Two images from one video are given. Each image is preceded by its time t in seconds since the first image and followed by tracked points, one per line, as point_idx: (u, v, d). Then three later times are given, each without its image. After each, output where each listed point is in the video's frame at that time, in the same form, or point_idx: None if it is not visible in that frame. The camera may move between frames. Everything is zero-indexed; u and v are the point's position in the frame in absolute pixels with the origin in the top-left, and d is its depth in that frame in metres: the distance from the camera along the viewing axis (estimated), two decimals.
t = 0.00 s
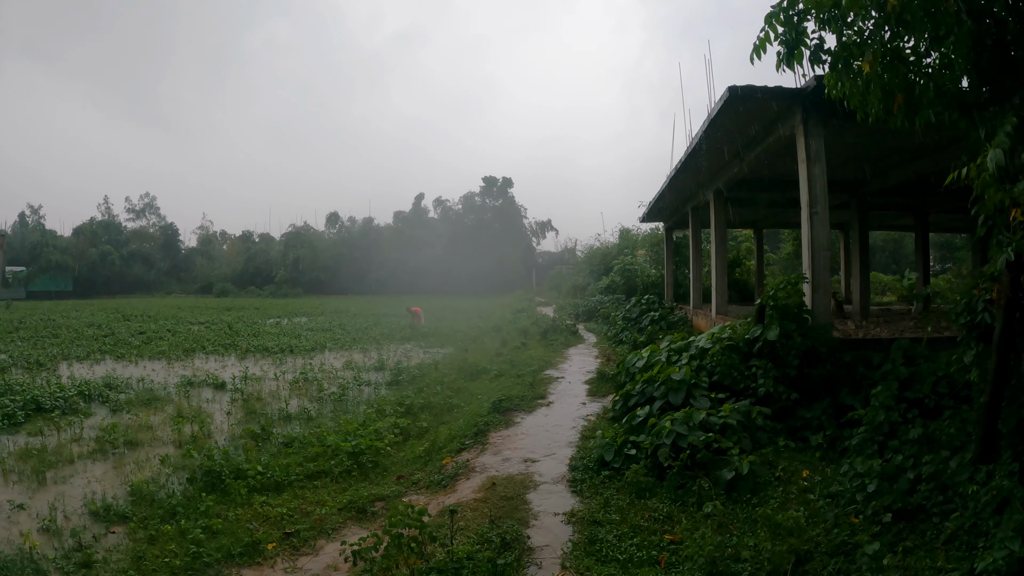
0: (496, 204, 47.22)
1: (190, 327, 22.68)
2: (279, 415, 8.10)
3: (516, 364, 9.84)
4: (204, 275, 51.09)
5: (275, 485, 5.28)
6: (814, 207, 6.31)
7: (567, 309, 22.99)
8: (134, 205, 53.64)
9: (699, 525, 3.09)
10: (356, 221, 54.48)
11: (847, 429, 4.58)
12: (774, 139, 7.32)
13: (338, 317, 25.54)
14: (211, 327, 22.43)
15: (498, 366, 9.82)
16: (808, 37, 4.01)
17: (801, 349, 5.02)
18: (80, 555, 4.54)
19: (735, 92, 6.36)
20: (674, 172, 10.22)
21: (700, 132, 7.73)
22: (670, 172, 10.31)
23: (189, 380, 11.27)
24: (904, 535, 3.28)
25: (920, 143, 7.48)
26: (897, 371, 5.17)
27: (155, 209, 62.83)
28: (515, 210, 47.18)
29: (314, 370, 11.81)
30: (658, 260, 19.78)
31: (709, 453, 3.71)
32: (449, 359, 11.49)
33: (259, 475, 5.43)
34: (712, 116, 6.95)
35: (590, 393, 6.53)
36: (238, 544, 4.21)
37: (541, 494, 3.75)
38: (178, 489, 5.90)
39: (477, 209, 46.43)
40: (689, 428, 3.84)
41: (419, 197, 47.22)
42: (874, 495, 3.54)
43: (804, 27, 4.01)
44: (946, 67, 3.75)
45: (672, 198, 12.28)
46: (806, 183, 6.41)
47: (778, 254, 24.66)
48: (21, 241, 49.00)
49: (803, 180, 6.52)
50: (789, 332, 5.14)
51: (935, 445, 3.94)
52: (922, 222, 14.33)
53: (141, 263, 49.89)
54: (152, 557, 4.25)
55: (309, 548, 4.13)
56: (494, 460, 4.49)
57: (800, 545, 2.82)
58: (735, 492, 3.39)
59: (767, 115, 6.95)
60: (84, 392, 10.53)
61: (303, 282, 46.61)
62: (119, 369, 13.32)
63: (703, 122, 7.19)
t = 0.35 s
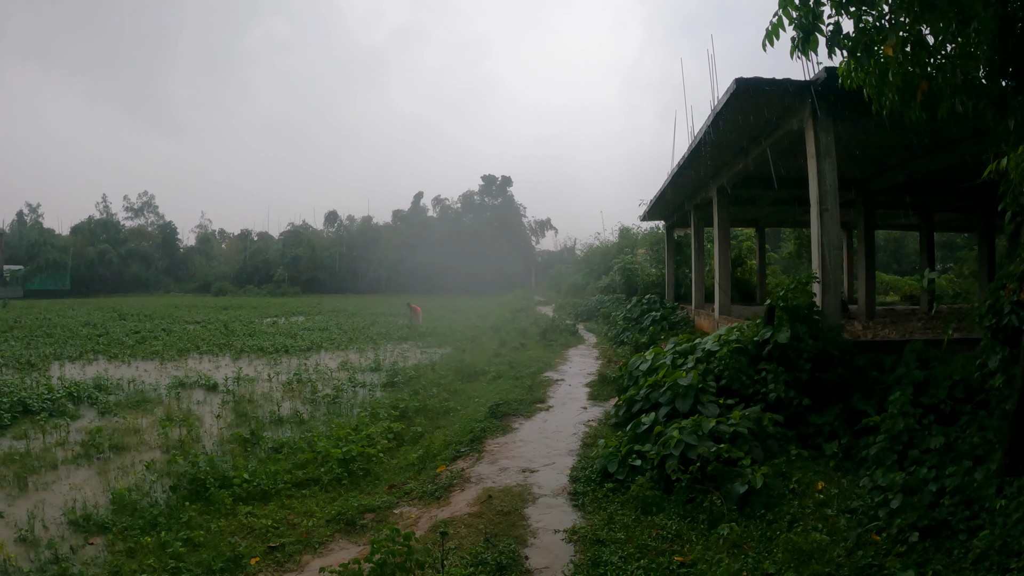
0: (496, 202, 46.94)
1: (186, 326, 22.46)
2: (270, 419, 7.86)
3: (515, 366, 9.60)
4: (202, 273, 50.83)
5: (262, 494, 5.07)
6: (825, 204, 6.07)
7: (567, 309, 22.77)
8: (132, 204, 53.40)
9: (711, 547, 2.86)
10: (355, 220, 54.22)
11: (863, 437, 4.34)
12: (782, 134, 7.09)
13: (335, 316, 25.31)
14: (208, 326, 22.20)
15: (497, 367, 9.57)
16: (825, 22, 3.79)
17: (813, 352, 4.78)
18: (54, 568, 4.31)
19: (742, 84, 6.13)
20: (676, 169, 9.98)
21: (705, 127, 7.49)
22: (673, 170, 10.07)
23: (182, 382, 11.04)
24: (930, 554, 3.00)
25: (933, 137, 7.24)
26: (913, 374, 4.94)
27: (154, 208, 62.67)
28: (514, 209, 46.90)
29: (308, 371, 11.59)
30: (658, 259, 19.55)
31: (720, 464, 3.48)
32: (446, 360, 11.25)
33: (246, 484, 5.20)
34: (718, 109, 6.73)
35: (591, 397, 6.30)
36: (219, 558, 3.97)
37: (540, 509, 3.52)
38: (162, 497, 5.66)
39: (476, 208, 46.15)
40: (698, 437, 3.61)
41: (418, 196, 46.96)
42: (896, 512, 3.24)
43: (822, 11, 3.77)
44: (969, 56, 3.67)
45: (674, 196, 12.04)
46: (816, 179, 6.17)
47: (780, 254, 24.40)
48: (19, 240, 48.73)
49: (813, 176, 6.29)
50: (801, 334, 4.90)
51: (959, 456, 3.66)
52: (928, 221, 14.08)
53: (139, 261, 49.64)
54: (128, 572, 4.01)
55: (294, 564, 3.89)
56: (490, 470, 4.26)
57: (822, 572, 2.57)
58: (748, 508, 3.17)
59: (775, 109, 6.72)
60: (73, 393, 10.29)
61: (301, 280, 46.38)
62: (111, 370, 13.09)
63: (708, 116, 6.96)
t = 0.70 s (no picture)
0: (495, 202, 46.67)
1: (183, 326, 22.26)
2: (262, 422, 7.65)
3: (513, 368, 9.40)
4: (200, 273, 50.64)
5: (248, 502, 4.94)
6: (833, 202, 5.87)
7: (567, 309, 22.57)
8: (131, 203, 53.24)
9: (722, 568, 2.66)
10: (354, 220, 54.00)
11: (877, 446, 4.15)
12: (788, 130, 6.89)
13: (333, 316, 25.11)
14: (204, 327, 21.99)
15: (495, 369, 9.37)
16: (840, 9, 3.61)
17: (824, 356, 4.58)
18: None
19: (749, 79, 5.94)
20: (679, 168, 9.78)
21: (709, 124, 7.29)
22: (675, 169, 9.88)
23: (174, 383, 10.85)
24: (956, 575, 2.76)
25: (943, 134, 7.04)
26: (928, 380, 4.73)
27: (153, 207, 62.49)
28: (514, 209, 46.67)
29: (303, 372, 11.39)
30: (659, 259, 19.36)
31: (729, 476, 3.28)
32: (444, 361, 11.05)
33: (233, 494, 5.02)
34: (723, 105, 6.53)
35: (593, 402, 6.10)
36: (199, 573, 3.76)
37: (538, 524, 3.31)
38: (146, 505, 5.45)
39: (476, 208, 45.92)
40: (706, 446, 3.40)
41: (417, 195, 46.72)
42: (920, 528, 3.02)
43: None
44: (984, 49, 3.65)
45: (676, 195, 11.84)
46: (825, 176, 5.98)
47: (781, 255, 24.21)
48: (16, 239, 48.47)
49: (821, 173, 6.09)
50: (811, 338, 4.70)
51: (983, 467, 3.45)
52: (933, 221, 13.89)
53: (137, 260, 49.46)
54: None
55: None
56: (486, 481, 4.05)
57: None
58: (761, 524, 2.97)
59: (781, 104, 6.52)
60: (62, 395, 10.08)
61: (300, 280, 46.22)
62: (104, 371, 12.91)
63: (713, 111, 6.77)
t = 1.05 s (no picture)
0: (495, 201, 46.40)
1: (178, 325, 22.02)
2: (251, 423, 7.43)
3: (510, 369, 9.19)
4: (198, 272, 50.38)
5: (231, 509, 4.76)
6: (842, 197, 5.65)
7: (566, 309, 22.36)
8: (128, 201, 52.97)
9: None
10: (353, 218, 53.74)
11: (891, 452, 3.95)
12: (794, 124, 6.68)
13: (330, 315, 24.88)
14: (200, 325, 21.77)
15: (492, 370, 9.16)
16: None
17: (834, 357, 4.36)
18: None
19: (754, 69, 5.72)
20: (680, 164, 9.57)
21: (711, 117, 7.08)
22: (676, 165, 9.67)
23: (165, 383, 10.63)
24: None
25: (953, 126, 6.83)
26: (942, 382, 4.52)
27: (151, 205, 62.21)
28: (513, 208, 46.38)
29: (297, 372, 11.16)
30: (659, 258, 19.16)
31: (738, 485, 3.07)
32: (440, 361, 10.83)
33: (217, 500, 4.81)
34: (727, 98, 6.32)
35: (591, 404, 5.89)
36: None
37: (533, 538, 3.09)
38: (125, 510, 5.24)
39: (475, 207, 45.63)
40: (712, 453, 3.20)
41: (416, 194, 46.45)
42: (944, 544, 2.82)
43: None
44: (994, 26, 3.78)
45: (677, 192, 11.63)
46: (833, 170, 5.75)
47: (782, 254, 23.98)
48: (13, 238, 48.18)
49: (828, 167, 5.89)
50: (820, 338, 4.49)
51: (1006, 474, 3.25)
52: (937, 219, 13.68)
53: (135, 259, 49.19)
54: None
55: None
56: (478, 488, 3.84)
57: None
58: (774, 538, 2.76)
59: (786, 97, 6.31)
60: (50, 395, 9.86)
61: (298, 279, 46.00)
62: (95, 371, 12.69)
63: (716, 104, 6.55)
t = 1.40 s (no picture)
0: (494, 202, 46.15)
1: (173, 325, 21.82)
2: (240, 428, 7.21)
3: (507, 372, 9.00)
4: (197, 272, 50.21)
5: (211, 520, 4.56)
6: (851, 197, 5.45)
7: (565, 311, 22.16)
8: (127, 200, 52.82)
9: None
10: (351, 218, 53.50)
11: (904, 465, 3.77)
12: (800, 121, 6.49)
13: (327, 316, 24.68)
14: (195, 326, 21.54)
15: (488, 373, 8.94)
16: None
17: (845, 363, 4.17)
18: None
19: (759, 64, 5.54)
20: (681, 164, 9.36)
21: (714, 115, 6.88)
22: (677, 165, 9.47)
23: (155, 385, 10.42)
24: None
25: (964, 123, 6.64)
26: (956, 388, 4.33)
27: (150, 204, 62.16)
28: (513, 209, 46.14)
29: (290, 374, 10.97)
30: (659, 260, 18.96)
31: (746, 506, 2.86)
32: (436, 364, 10.62)
33: (198, 513, 4.61)
34: (730, 94, 6.13)
35: (590, 411, 5.69)
36: None
37: (525, 560, 2.89)
38: (101, 520, 5.02)
39: (475, 207, 45.39)
40: (718, 470, 2.99)
41: (415, 194, 46.22)
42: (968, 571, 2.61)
43: None
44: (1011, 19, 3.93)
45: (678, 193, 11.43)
46: (841, 169, 5.56)
47: (783, 256, 23.78)
48: (10, 237, 47.92)
49: (836, 165, 5.69)
50: (830, 344, 4.29)
51: None
52: (941, 221, 13.49)
53: (133, 259, 48.99)
54: None
55: None
56: (468, 503, 3.63)
57: None
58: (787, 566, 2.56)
59: (793, 92, 6.11)
60: (38, 397, 9.65)
61: (296, 280, 45.82)
62: (86, 372, 12.49)
63: (720, 101, 6.37)
